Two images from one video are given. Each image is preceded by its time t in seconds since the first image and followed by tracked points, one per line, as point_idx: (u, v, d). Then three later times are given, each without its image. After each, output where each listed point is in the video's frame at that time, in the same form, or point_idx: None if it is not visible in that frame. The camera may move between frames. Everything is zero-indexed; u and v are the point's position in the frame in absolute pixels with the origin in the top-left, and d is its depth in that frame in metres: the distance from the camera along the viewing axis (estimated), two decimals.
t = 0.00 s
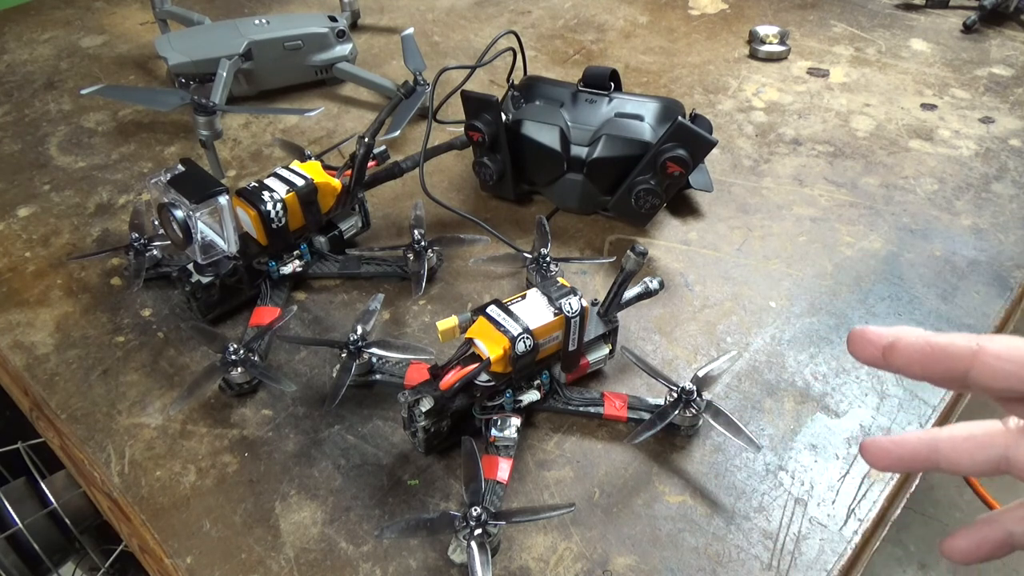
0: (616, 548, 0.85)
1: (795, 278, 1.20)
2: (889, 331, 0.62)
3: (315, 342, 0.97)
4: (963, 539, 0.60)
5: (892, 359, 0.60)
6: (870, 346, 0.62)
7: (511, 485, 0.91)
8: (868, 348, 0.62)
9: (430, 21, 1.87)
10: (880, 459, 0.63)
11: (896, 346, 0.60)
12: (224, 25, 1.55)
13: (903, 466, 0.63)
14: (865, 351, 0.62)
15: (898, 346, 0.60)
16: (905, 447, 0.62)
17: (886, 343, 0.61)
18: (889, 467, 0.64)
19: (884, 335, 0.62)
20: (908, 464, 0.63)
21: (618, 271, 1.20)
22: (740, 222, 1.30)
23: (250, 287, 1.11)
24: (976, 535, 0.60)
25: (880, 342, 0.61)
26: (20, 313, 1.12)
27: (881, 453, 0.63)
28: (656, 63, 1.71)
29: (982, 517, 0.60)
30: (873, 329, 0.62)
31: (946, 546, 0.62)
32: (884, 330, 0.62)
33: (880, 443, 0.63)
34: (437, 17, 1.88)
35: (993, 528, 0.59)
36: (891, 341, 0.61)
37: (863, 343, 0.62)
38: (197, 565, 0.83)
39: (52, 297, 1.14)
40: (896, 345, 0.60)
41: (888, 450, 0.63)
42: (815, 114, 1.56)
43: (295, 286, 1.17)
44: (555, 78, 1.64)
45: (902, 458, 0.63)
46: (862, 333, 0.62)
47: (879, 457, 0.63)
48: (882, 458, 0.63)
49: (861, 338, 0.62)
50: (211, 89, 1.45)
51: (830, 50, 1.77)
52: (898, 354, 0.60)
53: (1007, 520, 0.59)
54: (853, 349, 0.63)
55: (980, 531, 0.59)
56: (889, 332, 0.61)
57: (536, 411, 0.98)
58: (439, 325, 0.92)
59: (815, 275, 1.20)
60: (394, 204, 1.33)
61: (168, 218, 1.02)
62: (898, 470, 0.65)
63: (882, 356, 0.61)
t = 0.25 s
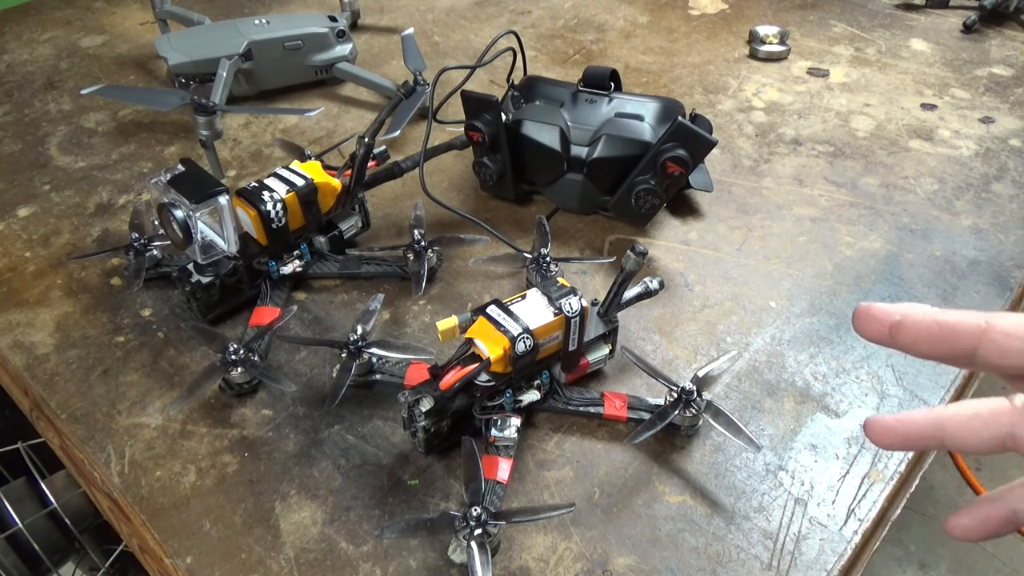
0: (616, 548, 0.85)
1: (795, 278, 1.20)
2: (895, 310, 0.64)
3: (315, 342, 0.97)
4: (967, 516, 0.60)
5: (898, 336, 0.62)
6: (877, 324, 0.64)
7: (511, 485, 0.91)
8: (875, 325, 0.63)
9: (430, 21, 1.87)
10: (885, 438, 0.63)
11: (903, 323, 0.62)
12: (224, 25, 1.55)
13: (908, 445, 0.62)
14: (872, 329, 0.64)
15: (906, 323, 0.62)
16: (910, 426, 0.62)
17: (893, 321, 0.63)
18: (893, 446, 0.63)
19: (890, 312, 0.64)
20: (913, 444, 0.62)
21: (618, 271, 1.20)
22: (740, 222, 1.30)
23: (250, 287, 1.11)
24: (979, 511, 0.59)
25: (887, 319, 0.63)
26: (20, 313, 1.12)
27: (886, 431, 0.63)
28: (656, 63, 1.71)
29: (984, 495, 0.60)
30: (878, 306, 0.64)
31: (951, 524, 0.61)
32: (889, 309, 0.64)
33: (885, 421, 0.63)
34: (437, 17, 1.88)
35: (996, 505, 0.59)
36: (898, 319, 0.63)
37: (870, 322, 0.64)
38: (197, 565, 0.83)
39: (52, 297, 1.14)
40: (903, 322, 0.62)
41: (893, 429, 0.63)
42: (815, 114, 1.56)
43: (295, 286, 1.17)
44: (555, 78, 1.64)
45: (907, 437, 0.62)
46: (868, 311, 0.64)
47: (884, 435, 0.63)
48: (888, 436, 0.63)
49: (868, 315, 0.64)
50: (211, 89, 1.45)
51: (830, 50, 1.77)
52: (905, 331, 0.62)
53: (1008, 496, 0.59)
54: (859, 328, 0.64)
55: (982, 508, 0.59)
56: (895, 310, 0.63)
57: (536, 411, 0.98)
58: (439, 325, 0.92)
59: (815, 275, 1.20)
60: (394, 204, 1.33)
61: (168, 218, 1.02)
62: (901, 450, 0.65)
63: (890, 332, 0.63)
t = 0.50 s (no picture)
0: (616, 548, 0.85)
1: (795, 278, 1.20)
2: (887, 309, 0.60)
3: (314, 342, 0.97)
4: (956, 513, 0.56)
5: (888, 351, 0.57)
6: (867, 326, 0.60)
7: (511, 484, 0.91)
8: (866, 327, 0.59)
9: (430, 21, 1.87)
10: (875, 437, 0.61)
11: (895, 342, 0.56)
12: (224, 25, 1.55)
13: (899, 444, 0.60)
14: (861, 331, 0.60)
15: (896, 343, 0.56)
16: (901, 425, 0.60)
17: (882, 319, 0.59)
18: (883, 446, 0.61)
19: (884, 318, 0.59)
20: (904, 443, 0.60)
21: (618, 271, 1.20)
22: (740, 222, 1.30)
23: (250, 287, 1.11)
24: (971, 507, 0.55)
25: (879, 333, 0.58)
26: (20, 313, 1.12)
27: (874, 429, 0.61)
28: (656, 63, 1.71)
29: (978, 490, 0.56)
30: (870, 305, 0.60)
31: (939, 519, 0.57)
32: (880, 307, 0.60)
33: (877, 422, 0.60)
34: (437, 17, 1.88)
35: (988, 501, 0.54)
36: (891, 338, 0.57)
37: (858, 324, 0.60)
38: (197, 565, 0.83)
39: (52, 297, 1.14)
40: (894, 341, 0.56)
41: (885, 427, 0.60)
42: (815, 114, 1.56)
43: (295, 286, 1.17)
44: (555, 78, 1.64)
45: (897, 435, 0.60)
46: (855, 312, 0.60)
47: (875, 433, 0.61)
48: (877, 435, 0.61)
49: (854, 315, 0.60)
50: (211, 89, 1.45)
51: (830, 50, 1.77)
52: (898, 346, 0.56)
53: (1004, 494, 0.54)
54: (846, 330, 0.61)
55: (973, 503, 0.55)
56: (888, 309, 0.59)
57: (536, 411, 0.98)
58: (438, 325, 0.92)
59: (815, 275, 1.20)
60: (394, 204, 1.33)
61: (168, 218, 1.02)
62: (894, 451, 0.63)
63: (880, 337, 0.58)
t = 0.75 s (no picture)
0: (616, 548, 0.85)
1: (795, 278, 1.20)
2: (887, 344, 0.49)
3: (314, 342, 0.97)
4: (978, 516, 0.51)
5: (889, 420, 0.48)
6: (861, 362, 0.49)
7: (511, 484, 0.91)
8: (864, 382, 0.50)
9: (430, 21, 1.87)
10: (879, 458, 0.54)
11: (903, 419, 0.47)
12: (224, 25, 1.55)
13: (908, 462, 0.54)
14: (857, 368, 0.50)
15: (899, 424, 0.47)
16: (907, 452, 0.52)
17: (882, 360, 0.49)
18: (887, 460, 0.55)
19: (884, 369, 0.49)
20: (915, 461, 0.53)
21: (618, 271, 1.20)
22: (740, 222, 1.30)
23: (250, 287, 1.11)
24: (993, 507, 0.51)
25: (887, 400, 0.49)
26: (20, 313, 1.12)
27: (876, 449, 0.54)
28: (656, 63, 1.71)
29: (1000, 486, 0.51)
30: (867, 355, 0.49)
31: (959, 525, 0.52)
32: (876, 336, 0.50)
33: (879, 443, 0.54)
34: (437, 17, 1.88)
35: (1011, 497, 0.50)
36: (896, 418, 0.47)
37: (851, 359, 0.50)
38: (196, 565, 0.83)
39: (53, 297, 1.14)
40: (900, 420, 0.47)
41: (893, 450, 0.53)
42: (815, 114, 1.56)
43: (295, 286, 1.17)
44: (555, 78, 1.64)
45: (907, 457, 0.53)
46: (849, 348, 0.50)
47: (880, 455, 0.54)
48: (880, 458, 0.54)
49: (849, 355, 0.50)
50: (211, 89, 1.45)
51: (830, 50, 1.77)
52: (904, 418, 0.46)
53: None
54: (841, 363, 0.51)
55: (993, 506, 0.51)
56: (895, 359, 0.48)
57: (536, 411, 0.98)
58: (438, 325, 0.92)
59: (815, 275, 1.20)
60: (394, 204, 1.33)
61: (168, 218, 1.02)
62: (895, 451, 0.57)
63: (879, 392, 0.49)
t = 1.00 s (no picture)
0: (616, 548, 0.85)
1: (795, 278, 1.20)
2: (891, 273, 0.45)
3: (315, 343, 0.97)
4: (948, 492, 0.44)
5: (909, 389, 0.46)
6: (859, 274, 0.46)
7: (511, 484, 0.91)
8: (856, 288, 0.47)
9: (430, 21, 1.87)
10: (862, 414, 0.47)
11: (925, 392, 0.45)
12: (224, 25, 1.55)
13: (887, 412, 0.46)
14: (853, 274, 0.46)
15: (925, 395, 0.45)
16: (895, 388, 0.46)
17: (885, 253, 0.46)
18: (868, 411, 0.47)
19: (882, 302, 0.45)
20: (895, 413, 0.46)
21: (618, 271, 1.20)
22: (740, 222, 1.30)
23: (250, 287, 1.11)
24: (962, 481, 0.44)
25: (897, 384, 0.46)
26: (20, 313, 1.12)
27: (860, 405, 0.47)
28: (656, 63, 1.71)
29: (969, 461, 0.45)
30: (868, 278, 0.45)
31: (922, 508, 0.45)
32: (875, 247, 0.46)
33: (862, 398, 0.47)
34: (437, 17, 1.88)
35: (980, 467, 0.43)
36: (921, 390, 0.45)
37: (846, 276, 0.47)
38: (197, 565, 0.83)
39: (52, 297, 1.14)
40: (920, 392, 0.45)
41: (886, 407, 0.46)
42: (815, 114, 1.56)
43: (295, 286, 1.17)
44: (555, 78, 1.64)
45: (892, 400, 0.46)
46: (843, 248, 0.47)
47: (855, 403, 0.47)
48: (854, 407, 0.47)
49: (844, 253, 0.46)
50: (211, 89, 1.45)
51: (830, 50, 1.77)
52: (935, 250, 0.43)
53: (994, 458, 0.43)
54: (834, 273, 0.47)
55: (962, 476, 0.44)
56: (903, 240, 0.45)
57: (536, 411, 0.98)
58: (438, 325, 0.92)
59: (815, 275, 1.20)
60: (394, 204, 1.33)
61: (168, 218, 1.02)
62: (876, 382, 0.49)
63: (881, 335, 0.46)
